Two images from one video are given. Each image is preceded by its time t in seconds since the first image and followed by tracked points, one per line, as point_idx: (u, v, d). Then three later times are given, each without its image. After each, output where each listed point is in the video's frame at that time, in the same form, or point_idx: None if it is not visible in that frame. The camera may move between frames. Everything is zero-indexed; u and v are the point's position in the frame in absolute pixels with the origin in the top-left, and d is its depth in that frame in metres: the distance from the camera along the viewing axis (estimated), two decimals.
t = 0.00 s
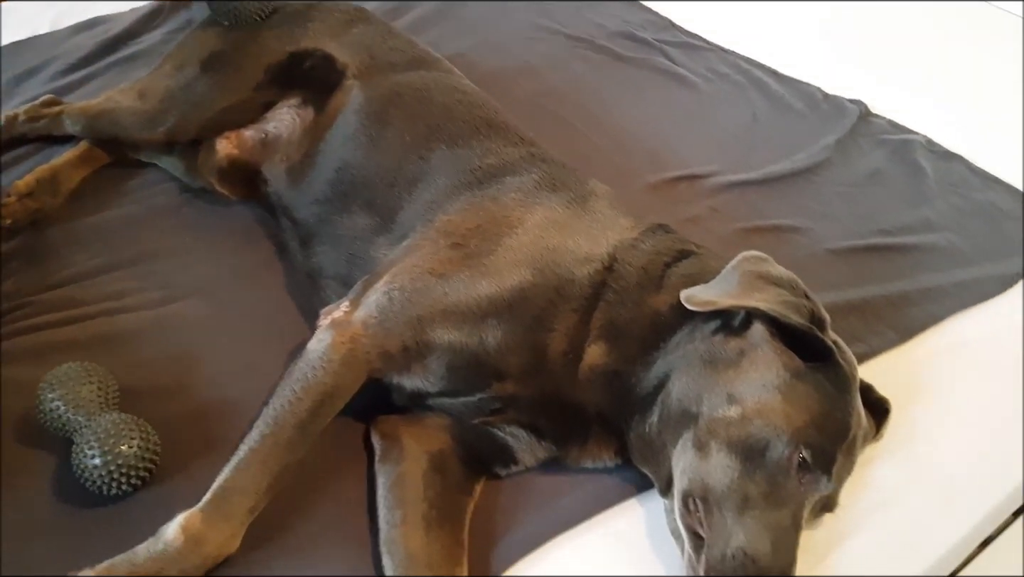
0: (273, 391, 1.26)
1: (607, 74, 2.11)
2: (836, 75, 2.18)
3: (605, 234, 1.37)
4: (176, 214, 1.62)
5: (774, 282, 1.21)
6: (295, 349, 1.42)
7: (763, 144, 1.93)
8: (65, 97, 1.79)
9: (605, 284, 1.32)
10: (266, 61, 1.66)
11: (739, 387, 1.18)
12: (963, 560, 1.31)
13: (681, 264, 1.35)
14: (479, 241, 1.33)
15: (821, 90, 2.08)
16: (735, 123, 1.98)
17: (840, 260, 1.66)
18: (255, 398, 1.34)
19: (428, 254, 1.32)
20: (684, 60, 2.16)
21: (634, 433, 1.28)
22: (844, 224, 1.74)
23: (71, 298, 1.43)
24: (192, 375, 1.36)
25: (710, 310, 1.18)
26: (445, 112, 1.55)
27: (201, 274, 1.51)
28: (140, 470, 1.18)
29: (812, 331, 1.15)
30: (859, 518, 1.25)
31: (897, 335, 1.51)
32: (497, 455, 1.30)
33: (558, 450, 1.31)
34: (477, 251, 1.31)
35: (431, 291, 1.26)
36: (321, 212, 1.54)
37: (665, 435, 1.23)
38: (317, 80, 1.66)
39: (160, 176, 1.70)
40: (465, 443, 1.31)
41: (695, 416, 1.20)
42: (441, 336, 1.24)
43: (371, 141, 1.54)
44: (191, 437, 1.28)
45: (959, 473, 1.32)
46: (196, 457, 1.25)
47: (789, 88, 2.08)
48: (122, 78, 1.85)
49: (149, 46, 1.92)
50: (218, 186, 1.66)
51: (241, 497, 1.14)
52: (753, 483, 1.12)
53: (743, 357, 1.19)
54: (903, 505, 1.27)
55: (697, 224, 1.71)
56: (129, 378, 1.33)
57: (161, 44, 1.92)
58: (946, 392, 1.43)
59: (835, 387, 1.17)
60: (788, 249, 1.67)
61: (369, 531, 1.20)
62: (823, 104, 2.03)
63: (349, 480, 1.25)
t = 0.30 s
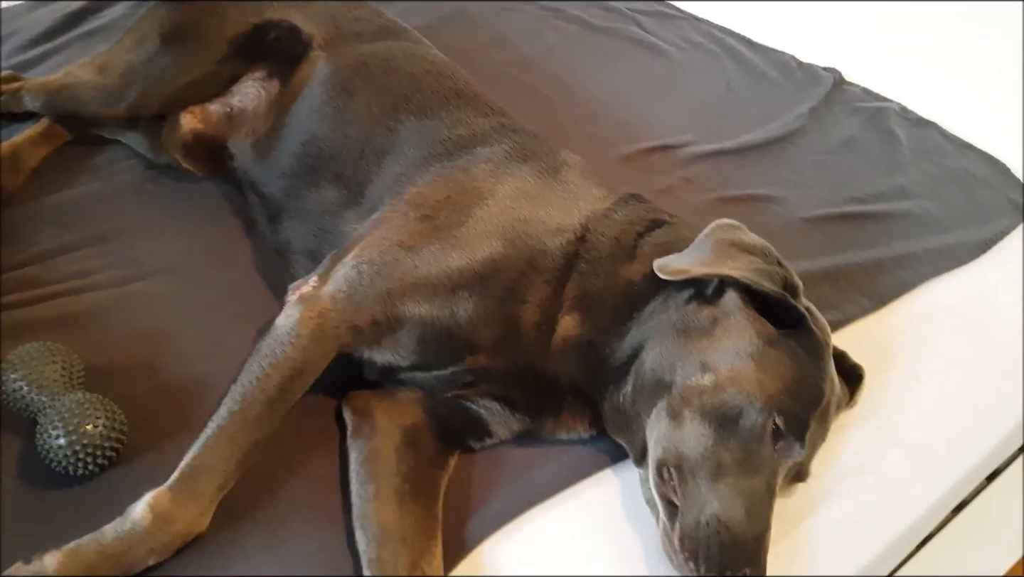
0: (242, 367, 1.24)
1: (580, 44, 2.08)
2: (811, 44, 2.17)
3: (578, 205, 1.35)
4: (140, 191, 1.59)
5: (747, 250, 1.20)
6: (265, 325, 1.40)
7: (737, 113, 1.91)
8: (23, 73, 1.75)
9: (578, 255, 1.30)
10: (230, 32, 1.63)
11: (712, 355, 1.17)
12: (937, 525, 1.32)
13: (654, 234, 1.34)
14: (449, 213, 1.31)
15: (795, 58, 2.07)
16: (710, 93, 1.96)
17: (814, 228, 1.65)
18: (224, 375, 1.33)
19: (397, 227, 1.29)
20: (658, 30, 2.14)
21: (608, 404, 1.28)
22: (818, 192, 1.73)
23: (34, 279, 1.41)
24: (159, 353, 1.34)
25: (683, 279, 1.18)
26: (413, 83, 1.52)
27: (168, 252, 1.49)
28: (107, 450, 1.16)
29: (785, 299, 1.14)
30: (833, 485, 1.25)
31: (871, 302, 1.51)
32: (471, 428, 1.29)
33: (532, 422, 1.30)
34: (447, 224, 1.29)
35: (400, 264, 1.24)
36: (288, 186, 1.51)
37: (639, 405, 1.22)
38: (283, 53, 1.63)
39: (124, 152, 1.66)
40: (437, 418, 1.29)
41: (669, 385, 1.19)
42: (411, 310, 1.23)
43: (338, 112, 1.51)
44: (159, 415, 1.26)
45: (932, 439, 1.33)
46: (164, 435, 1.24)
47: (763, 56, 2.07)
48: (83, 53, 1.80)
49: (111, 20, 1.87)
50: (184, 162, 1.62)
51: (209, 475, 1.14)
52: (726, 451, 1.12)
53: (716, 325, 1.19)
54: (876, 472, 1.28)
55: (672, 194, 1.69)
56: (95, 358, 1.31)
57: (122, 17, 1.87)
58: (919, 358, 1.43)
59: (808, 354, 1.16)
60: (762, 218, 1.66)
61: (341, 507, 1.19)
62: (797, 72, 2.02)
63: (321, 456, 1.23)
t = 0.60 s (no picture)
0: (212, 347, 1.22)
1: (553, 14, 2.04)
2: (788, 11, 2.15)
3: (551, 177, 1.33)
4: (106, 170, 1.55)
5: (722, 219, 1.19)
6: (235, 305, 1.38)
7: (713, 83, 1.90)
8: None
9: (551, 227, 1.28)
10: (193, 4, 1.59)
11: (688, 326, 1.16)
12: (916, 492, 1.32)
13: (628, 205, 1.33)
14: (420, 186, 1.28)
15: (771, 26, 2.05)
16: (685, 63, 1.94)
17: (790, 197, 1.64)
18: (195, 356, 1.31)
19: (367, 201, 1.27)
20: None
21: (586, 376, 1.27)
22: (793, 162, 1.72)
23: None
24: (127, 335, 1.32)
25: (658, 250, 1.16)
26: (382, 55, 1.51)
27: (136, 231, 1.46)
28: (76, 433, 1.14)
29: (761, 268, 1.13)
30: (811, 454, 1.25)
31: (848, 270, 1.50)
32: (447, 404, 1.28)
33: (508, 397, 1.28)
34: (418, 197, 1.27)
35: (371, 239, 1.22)
36: (257, 162, 1.49)
37: (616, 377, 1.22)
38: (249, 26, 1.62)
39: (89, 131, 1.62)
40: (413, 394, 1.28)
41: (644, 357, 1.18)
42: (383, 285, 1.20)
43: (306, 86, 1.49)
44: (129, 398, 1.24)
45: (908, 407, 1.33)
46: (135, 419, 1.23)
47: (739, 25, 2.05)
48: (44, 30, 1.74)
49: None
50: (152, 141, 1.59)
51: (181, 457, 1.12)
52: (703, 422, 1.12)
53: (691, 296, 1.17)
54: (853, 440, 1.27)
55: (648, 165, 1.67)
56: (63, 341, 1.29)
57: None
58: (895, 326, 1.43)
59: (784, 322, 1.16)
60: (738, 187, 1.64)
61: (316, 484, 1.18)
62: (773, 41, 2.00)
63: (295, 437, 1.21)
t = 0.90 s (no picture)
0: (192, 320, 1.21)
1: None
2: None
3: (535, 149, 1.31)
4: (84, 144, 1.53)
5: (707, 191, 1.18)
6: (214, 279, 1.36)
7: (699, 57, 1.88)
8: None
9: (536, 200, 1.27)
10: None
11: (673, 299, 1.15)
12: (901, 467, 1.32)
13: (614, 177, 1.31)
14: (401, 158, 1.26)
15: None
16: (672, 36, 1.92)
17: (776, 171, 1.63)
18: (174, 332, 1.30)
19: (348, 173, 1.25)
20: None
21: (570, 351, 1.26)
22: (780, 135, 1.71)
23: None
24: (107, 310, 1.30)
25: (642, 222, 1.15)
26: (363, 26, 1.50)
27: (114, 206, 1.43)
28: (54, 407, 1.13)
29: (746, 240, 1.12)
30: (796, 427, 1.24)
31: (833, 244, 1.50)
32: (430, 379, 1.26)
33: (492, 371, 1.27)
34: (400, 169, 1.25)
35: (352, 212, 1.20)
36: (236, 135, 1.47)
37: (600, 351, 1.21)
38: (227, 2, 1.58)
39: (67, 105, 1.59)
40: (396, 369, 1.27)
41: (629, 330, 1.17)
42: (365, 259, 1.19)
43: (286, 57, 1.48)
44: (107, 374, 1.23)
45: (893, 380, 1.33)
46: (113, 394, 1.21)
47: None
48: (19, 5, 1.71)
49: None
50: (132, 117, 1.55)
51: (162, 430, 1.10)
52: (688, 395, 1.11)
53: (676, 269, 1.16)
54: (838, 414, 1.27)
55: (634, 139, 1.65)
56: (42, 318, 1.27)
57: None
58: (881, 299, 1.43)
59: (770, 295, 1.15)
60: (724, 162, 1.63)
61: (297, 459, 1.17)
62: (761, 14, 1.97)
63: (275, 412, 1.21)
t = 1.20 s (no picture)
0: (170, 298, 1.19)
1: None
2: None
3: (519, 123, 1.29)
4: (61, 120, 1.50)
5: (693, 164, 1.16)
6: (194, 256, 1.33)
7: (686, 32, 1.85)
8: None
9: (520, 174, 1.25)
10: None
11: (658, 273, 1.14)
12: (888, 443, 1.31)
13: (599, 151, 1.29)
14: (383, 131, 1.24)
15: None
16: (658, 11, 1.90)
17: (763, 146, 1.62)
18: (153, 309, 1.27)
19: (328, 147, 1.23)
20: None
21: (554, 327, 1.24)
22: (767, 110, 1.69)
23: None
24: (85, 288, 1.28)
25: (627, 196, 1.13)
26: None
27: (92, 182, 1.41)
28: (31, 386, 1.11)
29: (731, 212, 1.11)
30: (781, 403, 1.24)
31: (819, 219, 1.49)
32: (413, 355, 1.25)
33: (476, 348, 1.26)
34: (381, 143, 1.22)
35: (332, 186, 1.18)
36: (215, 110, 1.45)
37: (585, 326, 1.19)
38: None
39: (43, 82, 1.57)
40: (379, 346, 1.25)
41: (615, 306, 1.16)
42: (346, 234, 1.17)
43: (266, 28, 1.46)
44: (84, 352, 1.21)
45: (880, 355, 1.32)
46: (91, 372, 1.19)
47: None
48: None
49: None
50: (108, 93, 1.53)
51: (138, 410, 1.09)
52: (673, 369, 1.10)
53: (662, 243, 1.15)
54: (824, 389, 1.26)
55: (621, 115, 1.63)
56: (18, 296, 1.25)
57: None
58: (868, 274, 1.42)
59: (756, 269, 1.14)
60: (711, 136, 1.61)
61: (278, 438, 1.16)
62: None
63: (256, 390, 1.19)
